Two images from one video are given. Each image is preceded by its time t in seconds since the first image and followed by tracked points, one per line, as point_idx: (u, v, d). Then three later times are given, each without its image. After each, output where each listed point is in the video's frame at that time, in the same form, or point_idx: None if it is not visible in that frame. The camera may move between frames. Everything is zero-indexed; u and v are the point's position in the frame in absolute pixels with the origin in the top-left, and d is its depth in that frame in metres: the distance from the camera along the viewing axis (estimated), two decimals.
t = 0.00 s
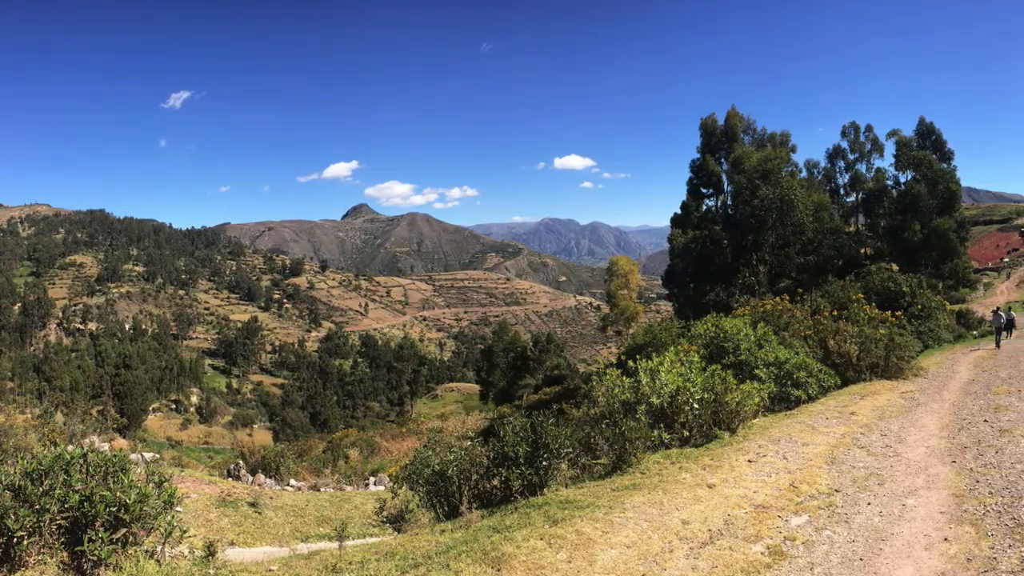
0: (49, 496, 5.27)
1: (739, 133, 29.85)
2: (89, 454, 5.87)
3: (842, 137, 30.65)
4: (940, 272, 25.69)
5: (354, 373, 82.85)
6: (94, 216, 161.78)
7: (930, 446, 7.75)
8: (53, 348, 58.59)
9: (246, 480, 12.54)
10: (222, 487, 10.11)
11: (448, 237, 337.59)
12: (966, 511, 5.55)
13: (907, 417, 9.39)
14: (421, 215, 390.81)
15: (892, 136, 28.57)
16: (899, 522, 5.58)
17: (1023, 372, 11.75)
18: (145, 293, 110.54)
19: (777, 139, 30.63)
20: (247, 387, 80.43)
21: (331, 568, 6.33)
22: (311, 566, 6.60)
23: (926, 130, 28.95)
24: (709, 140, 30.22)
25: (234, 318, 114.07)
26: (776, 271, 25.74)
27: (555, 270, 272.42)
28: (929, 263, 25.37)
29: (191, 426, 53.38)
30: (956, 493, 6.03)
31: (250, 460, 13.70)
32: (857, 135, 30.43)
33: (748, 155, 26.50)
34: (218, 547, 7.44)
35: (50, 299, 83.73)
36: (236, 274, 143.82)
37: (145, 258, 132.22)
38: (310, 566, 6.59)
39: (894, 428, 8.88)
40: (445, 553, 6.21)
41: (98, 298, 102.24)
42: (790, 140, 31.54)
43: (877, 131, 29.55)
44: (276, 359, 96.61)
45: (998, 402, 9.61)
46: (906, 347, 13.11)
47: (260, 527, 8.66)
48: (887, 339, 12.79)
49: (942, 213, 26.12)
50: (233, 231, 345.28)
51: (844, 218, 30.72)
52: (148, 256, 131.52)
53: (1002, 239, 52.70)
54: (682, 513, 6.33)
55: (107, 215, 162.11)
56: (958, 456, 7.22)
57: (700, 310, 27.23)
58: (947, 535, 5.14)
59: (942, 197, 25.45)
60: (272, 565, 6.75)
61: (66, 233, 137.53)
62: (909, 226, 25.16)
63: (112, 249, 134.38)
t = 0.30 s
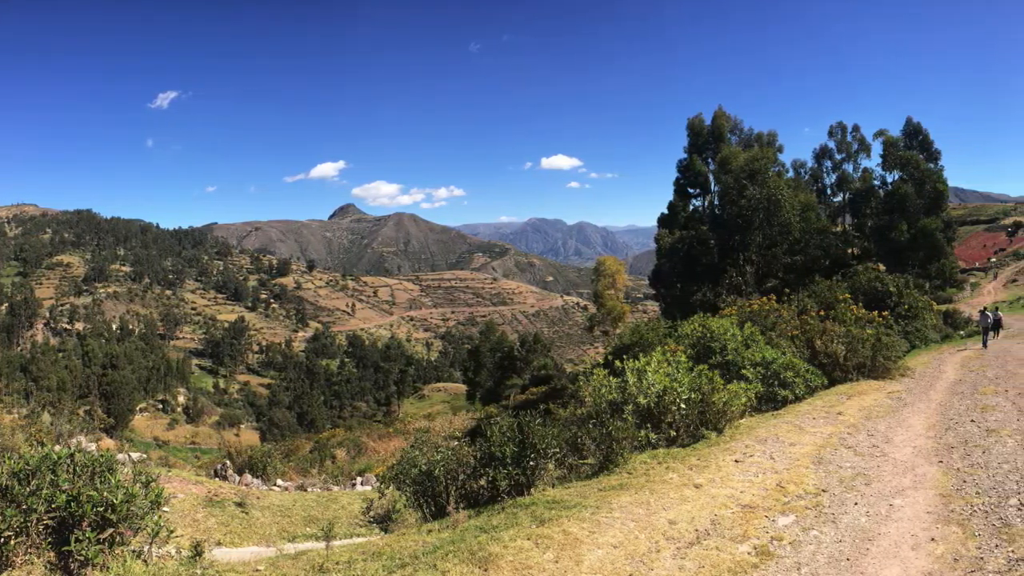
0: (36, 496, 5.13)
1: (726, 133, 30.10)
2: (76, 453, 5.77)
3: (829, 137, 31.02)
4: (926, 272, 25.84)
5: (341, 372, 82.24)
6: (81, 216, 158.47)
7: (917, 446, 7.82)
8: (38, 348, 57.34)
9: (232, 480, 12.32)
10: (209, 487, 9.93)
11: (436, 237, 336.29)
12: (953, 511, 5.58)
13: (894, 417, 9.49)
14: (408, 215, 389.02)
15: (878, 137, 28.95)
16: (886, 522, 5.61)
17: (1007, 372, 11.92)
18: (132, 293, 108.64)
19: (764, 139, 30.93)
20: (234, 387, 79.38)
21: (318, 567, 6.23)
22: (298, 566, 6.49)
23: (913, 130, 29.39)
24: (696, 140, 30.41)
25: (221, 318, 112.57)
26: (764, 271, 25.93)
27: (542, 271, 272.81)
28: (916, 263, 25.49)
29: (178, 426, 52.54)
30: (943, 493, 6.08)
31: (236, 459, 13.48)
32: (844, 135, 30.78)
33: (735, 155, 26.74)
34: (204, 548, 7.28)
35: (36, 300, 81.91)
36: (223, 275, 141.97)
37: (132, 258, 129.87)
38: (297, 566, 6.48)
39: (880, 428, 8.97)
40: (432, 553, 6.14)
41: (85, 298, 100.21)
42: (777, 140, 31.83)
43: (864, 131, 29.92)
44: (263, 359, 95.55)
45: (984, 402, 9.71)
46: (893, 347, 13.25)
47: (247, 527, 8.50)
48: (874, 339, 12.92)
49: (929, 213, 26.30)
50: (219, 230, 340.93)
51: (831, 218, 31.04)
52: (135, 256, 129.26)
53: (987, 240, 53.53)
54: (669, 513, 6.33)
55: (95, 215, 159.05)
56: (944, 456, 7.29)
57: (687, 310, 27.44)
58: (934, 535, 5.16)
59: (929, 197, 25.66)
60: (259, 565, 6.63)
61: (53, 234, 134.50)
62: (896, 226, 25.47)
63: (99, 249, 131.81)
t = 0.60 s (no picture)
0: (23, 496, 5.00)
1: (713, 133, 30.33)
2: (62, 453, 5.66)
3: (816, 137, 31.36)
4: (913, 272, 25.83)
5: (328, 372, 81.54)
6: (67, 216, 155.41)
7: (904, 446, 7.87)
8: (24, 347, 56.11)
9: (219, 480, 12.11)
10: (196, 487, 9.78)
11: (423, 237, 334.77)
12: (939, 511, 5.61)
13: (881, 416, 9.58)
14: (395, 215, 386.93)
15: (864, 137, 29.30)
16: (873, 522, 5.61)
17: (992, 372, 12.07)
18: (119, 293, 106.82)
19: (751, 140, 31.21)
20: (221, 387, 78.35)
21: (305, 568, 6.13)
22: (285, 566, 6.38)
23: (900, 130, 29.86)
24: (683, 140, 30.60)
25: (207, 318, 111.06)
26: (751, 271, 26.09)
27: (529, 270, 272.97)
28: (903, 263, 25.49)
29: (166, 426, 51.78)
30: (931, 493, 6.09)
31: (223, 459, 13.25)
32: (831, 135, 31.07)
33: (722, 155, 26.98)
34: (191, 547, 7.14)
35: (21, 299, 80.19)
36: (210, 274, 140.13)
37: (119, 258, 127.69)
38: (284, 566, 6.37)
39: (868, 428, 9.03)
40: (419, 553, 6.06)
41: (71, 298, 98.24)
42: (763, 140, 32.10)
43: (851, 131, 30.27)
44: (250, 359, 94.41)
45: (971, 402, 9.81)
46: (879, 347, 13.41)
47: (233, 527, 8.34)
48: (861, 339, 13.07)
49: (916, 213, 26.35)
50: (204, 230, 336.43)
51: (818, 218, 31.29)
52: (122, 256, 127.09)
53: (974, 239, 54.19)
54: (657, 514, 6.31)
55: (81, 215, 156.21)
56: (931, 456, 7.32)
57: (674, 310, 27.62)
58: (921, 535, 5.16)
59: (916, 197, 25.71)
60: (245, 565, 6.52)
61: (38, 234, 131.66)
62: (883, 226, 25.43)
63: (86, 249, 129.36)
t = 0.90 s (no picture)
0: (9, 496, 4.92)
1: (700, 133, 30.54)
2: (49, 453, 5.58)
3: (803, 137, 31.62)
4: (901, 272, 25.81)
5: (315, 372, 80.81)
6: (54, 216, 152.45)
7: (891, 446, 7.91)
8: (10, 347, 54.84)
9: (206, 479, 11.89)
10: (183, 487, 9.64)
11: (410, 236, 333.21)
12: (927, 511, 5.60)
13: (868, 416, 9.66)
14: (383, 215, 384.51)
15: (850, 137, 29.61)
16: (860, 522, 5.62)
17: (978, 372, 12.21)
18: (106, 293, 105.08)
19: (738, 139, 31.46)
20: (208, 387, 77.31)
21: (292, 568, 6.04)
22: (272, 565, 6.30)
23: (888, 130, 30.25)
24: (670, 140, 30.75)
25: (194, 319, 109.55)
26: (738, 271, 26.27)
27: (516, 270, 272.95)
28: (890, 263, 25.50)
29: (153, 426, 50.97)
30: (918, 493, 6.08)
31: (210, 459, 13.06)
32: (818, 135, 31.29)
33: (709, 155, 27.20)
34: (178, 547, 7.03)
35: (7, 300, 78.50)
36: (197, 275, 138.24)
37: (106, 258, 125.46)
38: (271, 566, 6.28)
39: (855, 428, 9.10)
40: (406, 553, 5.99)
41: (59, 298, 96.36)
42: (751, 140, 32.32)
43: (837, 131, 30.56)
44: (238, 359, 93.30)
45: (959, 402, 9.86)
46: (867, 347, 13.53)
47: (222, 526, 8.20)
48: (849, 339, 13.19)
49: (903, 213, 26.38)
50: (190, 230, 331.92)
51: (805, 218, 31.52)
52: (109, 255, 124.91)
53: (961, 239, 54.82)
54: (644, 514, 6.30)
55: (68, 216, 153.30)
56: (918, 456, 7.34)
57: (661, 310, 27.79)
58: (908, 535, 5.16)
59: (903, 197, 25.75)
60: (233, 565, 6.42)
61: (25, 234, 128.87)
62: (871, 226, 25.39)
63: (74, 249, 126.91)
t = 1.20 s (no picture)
0: None
1: (686, 133, 30.76)
2: (34, 453, 5.46)
3: (790, 137, 31.96)
4: (888, 272, 26.06)
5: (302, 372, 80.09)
6: (39, 215, 149.73)
7: (877, 446, 7.97)
8: None
9: (193, 480, 11.70)
10: (170, 487, 9.52)
11: (397, 236, 331.55)
12: (914, 511, 5.62)
13: (854, 416, 9.75)
14: (370, 215, 382.14)
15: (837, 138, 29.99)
16: (847, 522, 5.64)
17: (964, 372, 12.37)
18: (93, 293, 103.42)
19: (725, 140, 31.75)
20: (195, 387, 76.27)
21: (279, 567, 5.96)
22: (259, 565, 6.21)
23: (874, 130, 30.77)
24: (657, 140, 30.96)
25: (181, 319, 108.14)
26: (725, 271, 26.43)
27: (504, 270, 272.72)
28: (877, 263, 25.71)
29: (140, 426, 50.17)
30: (904, 493, 6.12)
31: (197, 459, 12.87)
32: (805, 135, 31.68)
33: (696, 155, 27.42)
34: (165, 547, 6.92)
35: None
36: (184, 274, 136.47)
37: (93, 258, 123.49)
38: (258, 566, 6.19)
39: (842, 428, 9.17)
40: (393, 553, 5.92)
41: (46, 298, 94.77)
42: (737, 140, 32.62)
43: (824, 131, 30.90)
44: (225, 359, 92.22)
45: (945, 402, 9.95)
46: (853, 348, 13.66)
47: (208, 527, 8.09)
48: (835, 340, 13.32)
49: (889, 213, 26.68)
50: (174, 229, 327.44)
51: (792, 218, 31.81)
52: (96, 255, 122.90)
53: (948, 240, 55.49)
54: (631, 514, 6.29)
55: (53, 214, 150.63)
56: (905, 456, 7.38)
57: (648, 310, 27.92)
58: (895, 535, 5.19)
59: (889, 197, 26.04)
60: (220, 565, 6.32)
61: (11, 233, 126.30)
62: (857, 226, 25.64)
63: (60, 249, 124.72)
